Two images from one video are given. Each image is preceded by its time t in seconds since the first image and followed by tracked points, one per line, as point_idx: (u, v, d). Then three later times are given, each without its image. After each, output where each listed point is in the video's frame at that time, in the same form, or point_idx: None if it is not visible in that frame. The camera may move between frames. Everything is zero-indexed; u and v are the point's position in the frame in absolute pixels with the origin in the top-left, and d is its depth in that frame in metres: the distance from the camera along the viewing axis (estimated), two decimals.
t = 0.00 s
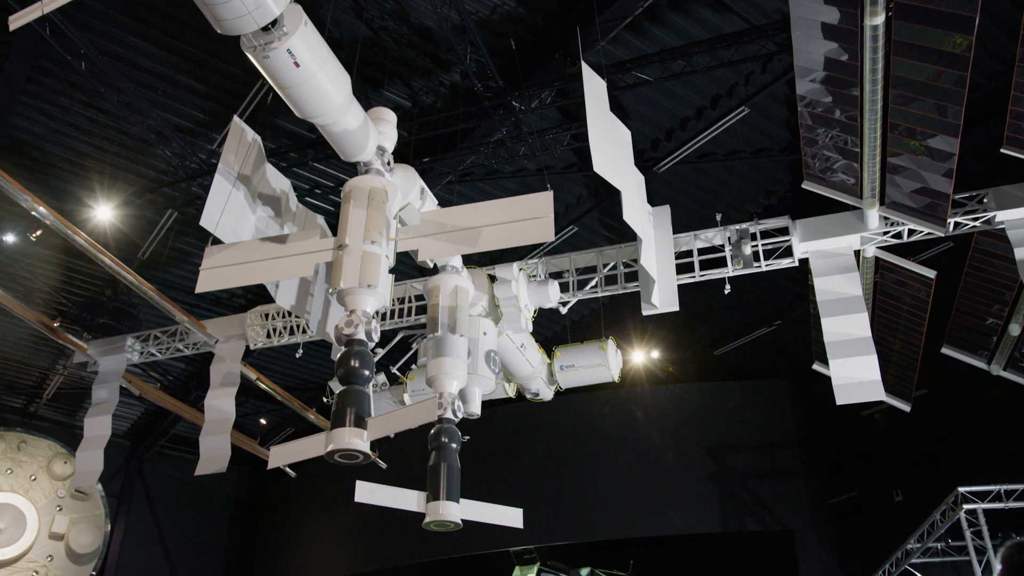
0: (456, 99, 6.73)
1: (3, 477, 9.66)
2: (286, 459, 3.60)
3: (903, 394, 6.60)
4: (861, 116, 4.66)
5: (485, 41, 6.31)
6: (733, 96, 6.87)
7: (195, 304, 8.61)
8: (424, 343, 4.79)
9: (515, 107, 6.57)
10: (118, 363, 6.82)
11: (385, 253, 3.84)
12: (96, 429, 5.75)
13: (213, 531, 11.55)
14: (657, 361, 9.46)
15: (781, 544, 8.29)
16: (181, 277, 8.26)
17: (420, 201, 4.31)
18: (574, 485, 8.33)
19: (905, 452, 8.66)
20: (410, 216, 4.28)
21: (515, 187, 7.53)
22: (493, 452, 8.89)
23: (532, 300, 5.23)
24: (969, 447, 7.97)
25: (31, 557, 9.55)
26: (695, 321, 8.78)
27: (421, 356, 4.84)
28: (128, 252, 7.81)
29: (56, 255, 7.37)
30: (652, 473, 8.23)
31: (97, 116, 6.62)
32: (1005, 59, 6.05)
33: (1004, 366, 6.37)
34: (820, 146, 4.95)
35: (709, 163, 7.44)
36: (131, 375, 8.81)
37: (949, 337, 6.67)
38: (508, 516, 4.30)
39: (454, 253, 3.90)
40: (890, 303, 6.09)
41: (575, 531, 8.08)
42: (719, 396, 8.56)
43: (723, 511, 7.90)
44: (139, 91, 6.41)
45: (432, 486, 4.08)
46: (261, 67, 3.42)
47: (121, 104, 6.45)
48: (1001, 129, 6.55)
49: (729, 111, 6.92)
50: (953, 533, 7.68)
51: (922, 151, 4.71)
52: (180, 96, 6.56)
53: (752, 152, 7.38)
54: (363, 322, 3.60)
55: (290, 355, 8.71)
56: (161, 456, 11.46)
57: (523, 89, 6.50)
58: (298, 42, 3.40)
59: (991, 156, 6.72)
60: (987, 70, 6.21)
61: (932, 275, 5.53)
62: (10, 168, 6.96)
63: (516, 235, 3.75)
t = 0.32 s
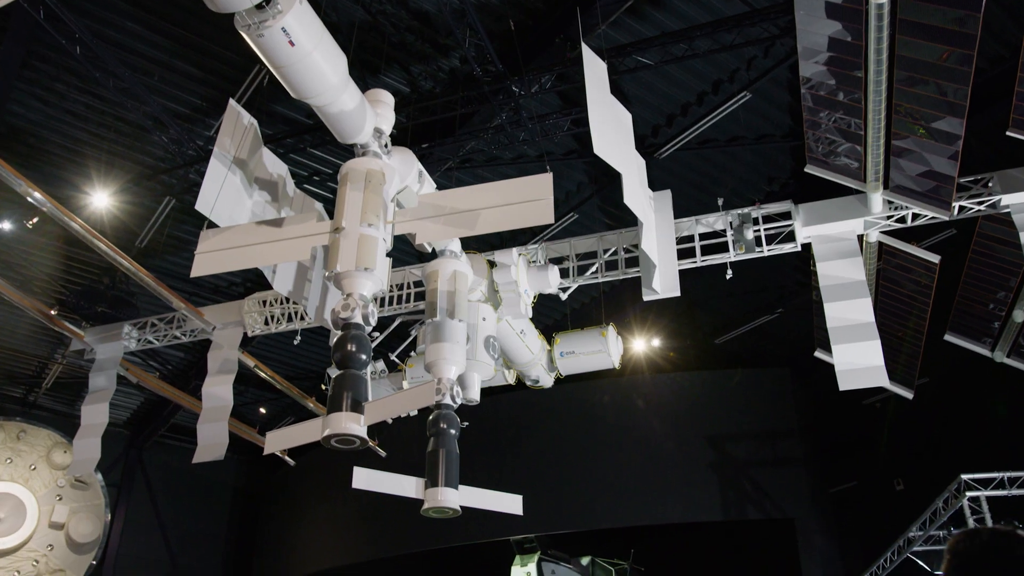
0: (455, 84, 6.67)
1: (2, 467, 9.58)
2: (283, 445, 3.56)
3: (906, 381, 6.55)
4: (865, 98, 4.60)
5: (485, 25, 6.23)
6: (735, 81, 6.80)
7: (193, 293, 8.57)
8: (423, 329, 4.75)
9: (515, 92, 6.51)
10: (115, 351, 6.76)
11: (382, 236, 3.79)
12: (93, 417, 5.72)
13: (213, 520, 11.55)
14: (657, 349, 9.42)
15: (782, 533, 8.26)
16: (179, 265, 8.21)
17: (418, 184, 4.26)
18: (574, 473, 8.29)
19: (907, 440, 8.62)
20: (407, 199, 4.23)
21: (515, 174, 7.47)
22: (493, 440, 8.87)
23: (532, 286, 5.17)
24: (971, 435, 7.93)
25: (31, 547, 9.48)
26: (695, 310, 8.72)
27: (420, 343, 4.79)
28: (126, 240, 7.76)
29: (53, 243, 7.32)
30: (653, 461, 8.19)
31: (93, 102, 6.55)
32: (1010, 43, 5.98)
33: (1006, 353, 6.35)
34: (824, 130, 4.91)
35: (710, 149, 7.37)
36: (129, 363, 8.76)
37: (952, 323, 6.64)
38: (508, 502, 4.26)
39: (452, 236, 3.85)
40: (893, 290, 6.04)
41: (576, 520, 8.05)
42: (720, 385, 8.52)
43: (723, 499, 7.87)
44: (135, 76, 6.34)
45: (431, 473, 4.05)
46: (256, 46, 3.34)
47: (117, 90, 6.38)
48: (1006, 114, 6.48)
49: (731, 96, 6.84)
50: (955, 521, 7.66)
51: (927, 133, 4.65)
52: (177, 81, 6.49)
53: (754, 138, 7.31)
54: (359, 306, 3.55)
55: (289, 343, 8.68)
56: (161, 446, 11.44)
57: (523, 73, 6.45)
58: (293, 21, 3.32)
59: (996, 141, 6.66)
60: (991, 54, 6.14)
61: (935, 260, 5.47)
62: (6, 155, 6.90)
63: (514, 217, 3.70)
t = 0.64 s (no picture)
0: (454, 70, 6.59)
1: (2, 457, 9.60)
2: (279, 432, 3.51)
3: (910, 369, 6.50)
4: (870, 80, 4.52)
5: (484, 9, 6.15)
6: (737, 67, 6.72)
7: (192, 282, 8.52)
8: (421, 316, 4.70)
9: (515, 77, 6.44)
10: (112, 340, 6.69)
11: (379, 220, 3.74)
12: (91, 406, 5.68)
13: (214, 511, 11.54)
14: (658, 338, 9.37)
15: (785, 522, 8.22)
16: (177, 255, 8.16)
17: (416, 168, 4.20)
18: (575, 463, 8.25)
19: (910, 430, 8.57)
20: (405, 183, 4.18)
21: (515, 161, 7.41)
22: (493, 430, 8.84)
23: (532, 273, 5.11)
24: (974, 424, 7.88)
25: (31, 537, 9.51)
26: (697, 299, 8.66)
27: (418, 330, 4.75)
28: (123, 230, 7.71)
29: (50, 231, 7.26)
30: (654, 450, 8.15)
31: (90, 90, 6.49)
32: (1016, 27, 5.91)
33: (1011, 341, 6.35)
34: (827, 113, 4.85)
35: (712, 136, 7.30)
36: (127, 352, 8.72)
37: (956, 311, 6.63)
38: (509, 490, 4.23)
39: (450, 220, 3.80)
40: (897, 277, 5.97)
41: (577, 510, 8.00)
42: (721, 374, 8.47)
43: (725, 488, 7.82)
44: (131, 63, 6.27)
45: (428, 462, 4.00)
46: (249, 26, 3.27)
47: (113, 77, 6.31)
48: (1012, 100, 6.40)
49: (733, 82, 6.77)
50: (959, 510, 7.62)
51: (933, 116, 4.58)
52: (175, 68, 6.42)
53: (756, 125, 7.24)
54: (356, 291, 3.51)
55: (289, 333, 8.63)
56: (161, 437, 11.42)
57: (523, 58, 6.38)
58: None
59: (1001, 128, 6.58)
60: (997, 39, 6.06)
61: (940, 246, 5.40)
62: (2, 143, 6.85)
63: (513, 201, 3.65)
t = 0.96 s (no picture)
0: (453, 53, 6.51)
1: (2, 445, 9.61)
2: (276, 415, 3.47)
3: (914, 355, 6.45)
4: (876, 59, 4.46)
5: None
6: (739, 50, 6.63)
7: (190, 269, 8.47)
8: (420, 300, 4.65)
9: (515, 60, 6.37)
10: (109, 325, 6.64)
11: (376, 200, 3.68)
12: (88, 393, 5.63)
13: (215, 499, 11.53)
14: (660, 325, 9.32)
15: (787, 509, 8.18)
16: (175, 242, 8.12)
17: (414, 149, 4.14)
18: (576, 450, 8.22)
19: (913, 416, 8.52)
20: (402, 163, 4.13)
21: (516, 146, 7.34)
22: (494, 416, 8.82)
23: (532, 256, 5.04)
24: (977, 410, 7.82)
25: (32, 525, 9.54)
26: (698, 285, 8.61)
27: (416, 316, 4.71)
28: (121, 216, 7.66)
29: (47, 218, 7.20)
30: (656, 437, 8.10)
31: (86, 75, 6.41)
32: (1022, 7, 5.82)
33: (1015, 326, 6.28)
34: (831, 94, 4.78)
35: (714, 121, 7.22)
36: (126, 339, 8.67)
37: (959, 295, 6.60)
38: (508, 475, 4.18)
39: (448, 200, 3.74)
40: (901, 260, 5.91)
41: (578, 497, 7.97)
42: (723, 361, 8.41)
43: (727, 475, 7.78)
44: (128, 47, 6.19)
45: (428, 446, 3.96)
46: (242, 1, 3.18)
47: (110, 61, 6.23)
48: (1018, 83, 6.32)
49: (735, 65, 6.68)
50: (962, 497, 7.58)
51: (940, 96, 4.52)
52: (171, 52, 6.34)
53: (758, 109, 7.16)
54: (352, 272, 3.45)
55: (288, 320, 8.58)
56: (161, 425, 11.40)
57: (523, 41, 6.31)
58: None
59: (1007, 110, 6.50)
60: (1002, 21, 5.99)
61: (944, 228, 5.32)
62: None
63: (512, 179, 3.59)
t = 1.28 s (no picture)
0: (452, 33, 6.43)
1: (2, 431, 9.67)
2: (272, 394, 3.43)
3: (917, 338, 6.40)
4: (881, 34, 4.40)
5: None
6: (742, 30, 6.54)
7: (189, 254, 8.42)
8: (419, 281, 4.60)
9: (515, 40, 6.30)
10: (107, 308, 6.51)
11: (373, 177, 3.62)
12: (86, 375, 5.58)
13: (217, 484, 11.56)
14: (662, 309, 9.27)
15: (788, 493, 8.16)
16: (174, 228, 8.06)
17: (412, 127, 4.08)
18: (578, 434, 8.18)
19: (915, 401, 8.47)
20: (400, 141, 4.08)
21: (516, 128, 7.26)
22: (495, 401, 8.79)
23: (532, 236, 4.97)
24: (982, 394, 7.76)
25: (33, 510, 9.63)
26: (699, 269, 8.53)
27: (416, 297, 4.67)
28: (119, 200, 7.59)
29: (43, 202, 7.13)
30: (657, 421, 8.06)
31: (82, 57, 6.33)
32: None
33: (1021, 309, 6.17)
34: (835, 71, 4.72)
35: (716, 103, 7.14)
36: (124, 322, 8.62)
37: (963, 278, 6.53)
38: (507, 457, 4.14)
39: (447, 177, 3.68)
40: (905, 241, 5.85)
41: (579, 481, 7.94)
42: (725, 346, 8.37)
43: (728, 460, 7.74)
44: (124, 28, 6.10)
45: (427, 426, 3.93)
46: None
47: (106, 42, 6.15)
48: None
49: (737, 46, 6.60)
50: (964, 480, 7.53)
51: (947, 72, 4.46)
52: (168, 33, 6.25)
53: (761, 91, 7.07)
54: (349, 250, 3.41)
55: (288, 305, 8.53)
56: (162, 411, 11.39)
57: (523, 21, 6.23)
58: None
59: (1013, 91, 6.41)
60: None
61: (950, 208, 5.24)
62: None
63: (511, 156, 3.53)
